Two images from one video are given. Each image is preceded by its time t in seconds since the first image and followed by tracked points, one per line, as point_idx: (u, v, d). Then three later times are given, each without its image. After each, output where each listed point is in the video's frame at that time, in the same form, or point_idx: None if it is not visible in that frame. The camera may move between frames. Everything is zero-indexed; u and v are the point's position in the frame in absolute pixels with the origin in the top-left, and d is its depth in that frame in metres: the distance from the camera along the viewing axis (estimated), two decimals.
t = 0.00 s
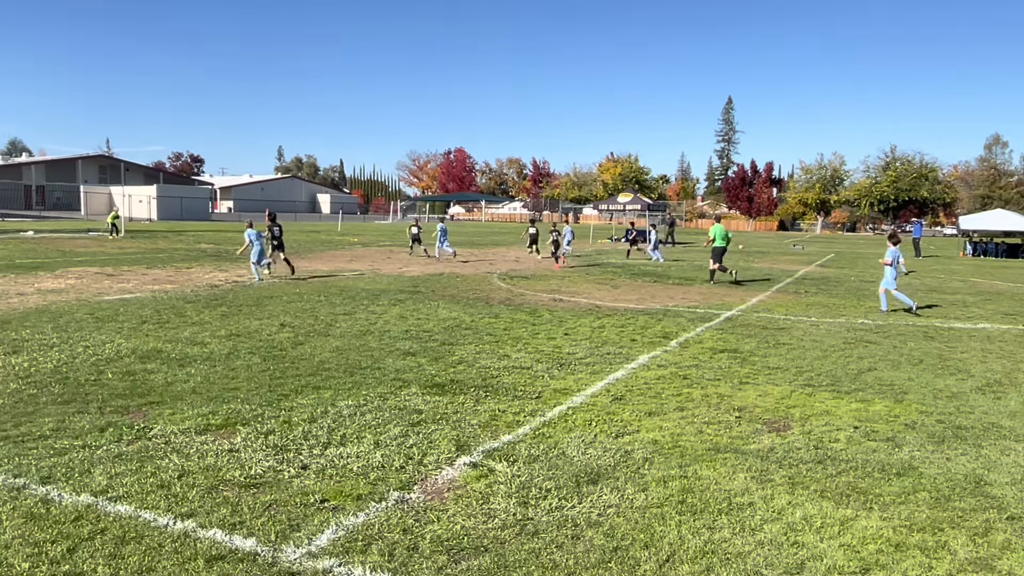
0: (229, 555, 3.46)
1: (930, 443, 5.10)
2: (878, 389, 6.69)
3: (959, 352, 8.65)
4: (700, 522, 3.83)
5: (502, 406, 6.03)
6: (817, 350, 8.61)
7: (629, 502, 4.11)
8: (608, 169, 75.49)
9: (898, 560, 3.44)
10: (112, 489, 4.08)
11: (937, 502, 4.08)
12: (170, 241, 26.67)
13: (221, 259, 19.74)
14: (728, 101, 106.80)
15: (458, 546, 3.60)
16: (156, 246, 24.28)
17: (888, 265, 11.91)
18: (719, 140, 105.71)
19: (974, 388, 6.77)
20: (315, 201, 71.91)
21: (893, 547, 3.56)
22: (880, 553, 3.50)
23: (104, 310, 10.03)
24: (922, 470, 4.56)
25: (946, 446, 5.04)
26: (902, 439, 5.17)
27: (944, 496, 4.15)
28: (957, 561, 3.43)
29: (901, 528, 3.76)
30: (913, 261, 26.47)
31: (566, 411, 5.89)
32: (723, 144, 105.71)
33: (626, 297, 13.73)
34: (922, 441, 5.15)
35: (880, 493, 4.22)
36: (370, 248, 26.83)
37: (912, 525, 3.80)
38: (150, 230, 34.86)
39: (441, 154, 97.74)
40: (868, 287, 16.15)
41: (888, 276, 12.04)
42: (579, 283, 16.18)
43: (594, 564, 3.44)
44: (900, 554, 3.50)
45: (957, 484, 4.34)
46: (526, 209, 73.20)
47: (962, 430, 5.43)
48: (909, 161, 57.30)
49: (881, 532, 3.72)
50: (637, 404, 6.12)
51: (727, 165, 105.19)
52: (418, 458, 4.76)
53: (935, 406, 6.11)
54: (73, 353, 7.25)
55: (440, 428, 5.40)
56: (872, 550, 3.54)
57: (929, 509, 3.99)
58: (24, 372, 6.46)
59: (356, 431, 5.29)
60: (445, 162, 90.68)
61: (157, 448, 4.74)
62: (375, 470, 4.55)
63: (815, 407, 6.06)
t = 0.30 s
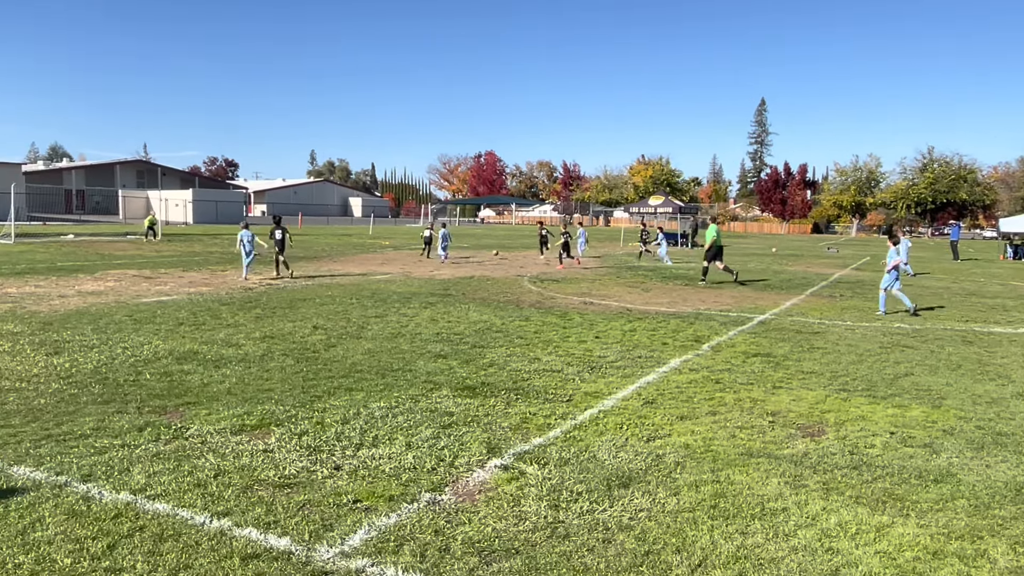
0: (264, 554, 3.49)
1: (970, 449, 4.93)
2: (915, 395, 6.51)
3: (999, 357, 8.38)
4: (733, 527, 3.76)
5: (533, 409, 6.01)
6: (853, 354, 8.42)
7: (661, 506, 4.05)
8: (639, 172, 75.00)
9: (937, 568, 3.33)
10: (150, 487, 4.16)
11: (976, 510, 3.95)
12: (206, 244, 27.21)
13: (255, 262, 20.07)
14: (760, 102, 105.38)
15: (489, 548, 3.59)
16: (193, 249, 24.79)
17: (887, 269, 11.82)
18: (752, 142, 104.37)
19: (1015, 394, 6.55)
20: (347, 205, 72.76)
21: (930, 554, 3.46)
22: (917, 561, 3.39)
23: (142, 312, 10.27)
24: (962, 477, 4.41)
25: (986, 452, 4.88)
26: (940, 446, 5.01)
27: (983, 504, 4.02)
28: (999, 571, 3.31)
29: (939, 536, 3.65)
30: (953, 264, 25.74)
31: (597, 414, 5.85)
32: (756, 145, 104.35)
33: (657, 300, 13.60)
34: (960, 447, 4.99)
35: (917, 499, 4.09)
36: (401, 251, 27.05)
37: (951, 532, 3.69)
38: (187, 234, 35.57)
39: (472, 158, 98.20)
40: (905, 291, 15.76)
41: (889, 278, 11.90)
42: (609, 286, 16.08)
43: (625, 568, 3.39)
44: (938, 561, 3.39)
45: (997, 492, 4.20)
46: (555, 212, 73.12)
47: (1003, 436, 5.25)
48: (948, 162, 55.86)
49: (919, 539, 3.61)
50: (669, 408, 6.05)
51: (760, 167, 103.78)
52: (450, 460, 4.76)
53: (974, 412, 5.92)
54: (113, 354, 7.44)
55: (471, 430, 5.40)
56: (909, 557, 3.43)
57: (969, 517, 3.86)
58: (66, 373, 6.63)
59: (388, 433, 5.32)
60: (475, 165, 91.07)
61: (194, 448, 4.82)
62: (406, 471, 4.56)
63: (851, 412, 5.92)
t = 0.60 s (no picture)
0: (283, 553, 3.51)
1: (994, 455, 4.83)
2: (938, 399, 6.39)
3: None
4: (752, 532, 3.72)
5: (551, 411, 5.99)
6: (875, 358, 8.29)
7: (680, 509, 4.01)
8: (658, 173, 74.62)
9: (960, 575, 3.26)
10: (171, 486, 4.21)
11: (1000, 516, 3.86)
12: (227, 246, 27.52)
13: (276, 264, 20.26)
14: (781, 104, 104.39)
15: (507, 550, 3.58)
16: (215, 251, 25.10)
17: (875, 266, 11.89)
18: (773, 143, 103.49)
19: None
20: (366, 207, 73.18)
21: (953, 561, 3.39)
22: (940, 567, 3.33)
23: (164, 313, 10.41)
24: (986, 483, 4.32)
25: (1010, 458, 4.78)
26: (964, 451, 4.91)
27: (1008, 511, 3.93)
28: None
29: (962, 542, 3.57)
30: (978, 267, 25.27)
31: (616, 417, 5.81)
32: (777, 146, 103.42)
33: (676, 303, 13.50)
34: (984, 453, 4.89)
35: (940, 505, 4.02)
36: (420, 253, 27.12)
37: (974, 539, 3.61)
38: (209, 236, 36.03)
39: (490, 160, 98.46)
40: (928, 294, 15.50)
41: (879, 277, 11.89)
42: (628, 289, 16.00)
43: (644, 571, 3.36)
44: (961, 568, 3.32)
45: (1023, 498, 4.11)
46: (573, 214, 73.02)
47: None
48: (972, 164, 54.96)
49: (942, 545, 3.54)
50: (688, 411, 6.00)
51: (781, 169, 102.80)
52: (468, 462, 4.76)
53: (999, 417, 5.80)
54: (135, 355, 7.53)
55: (489, 432, 5.40)
56: (932, 563, 3.37)
57: (992, 523, 3.78)
58: (89, 373, 6.73)
59: (406, 434, 5.33)
60: (493, 168, 91.29)
61: (215, 448, 4.87)
62: (424, 473, 4.56)
63: (872, 416, 5.83)
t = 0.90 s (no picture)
0: (286, 553, 3.52)
1: (999, 458, 4.81)
2: (943, 402, 6.36)
3: None
4: (756, 534, 3.70)
5: (554, 412, 5.98)
6: (879, 360, 8.26)
7: (683, 511, 4.00)
8: (662, 174, 74.49)
9: None
10: (175, 486, 4.22)
11: (1005, 519, 3.84)
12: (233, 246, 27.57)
13: (281, 264, 20.30)
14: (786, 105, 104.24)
15: (510, 551, 3.57)
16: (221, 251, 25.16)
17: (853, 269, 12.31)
18: (778, 144, 103.35)
19: None
20: (371, 207, 73.31)
21: (958, 564, 3.37)
22: (945, 570, 3.31)
23: (169, 313, 10.45)
24: (991, 486, 4.30)
25: (1016, 461, 4.76)
26: (969, 454, 4.89)
27: (1013, 513, 3.91)
28: None
29: (967, 545, 3.55)
30: (984, 269, 25.19)
31: (620, 418, 5.81)
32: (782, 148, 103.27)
33: (680, 304, 13.48)
34: (989, 455, 4.86)
35: (945, 507, 4.00)
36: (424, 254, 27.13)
37: (978, 542, 3.59)
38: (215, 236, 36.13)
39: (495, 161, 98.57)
40: (934, 296, 15.44)
41: (853, 277, 12.27)
42: (632, 290, 15.99)
43: (646, 573, 3.36)
44: (965, 571, 3.31)
45: None
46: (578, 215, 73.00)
47: None
48: (978, 166, 54.78)
49: (946, 548, 3.52)
50: (692, 413, 5.99)
51: (786, 170, 102.60)
52: (471, 463, 4.76)
53: (1004, 420, 5.77)
54: (140, 354, 7.55)
55: (493, 433, 5.40)
56: (936, 566, 3.35)
57: (997, 526, 3.76)
58: (94, 373, 6.75)
59: (410, 434, 5.33)
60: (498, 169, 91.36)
61: (219, 447, 4.88)
62: (428, 473, 4.57)
63: (877, 418, 5.81)
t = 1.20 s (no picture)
0: (279, 552, 3.51)
1: (990, 457, 4.85)
2: (935, 402, 6.40)
3: (1022, 365, 8.22)
4: (749, 533, 3.72)
5: (548, 412, 5.99)
6: (871, 360, 8.30)
7: (676, 510, 4.02)
8: (657, 174, 74.66)
9: None
10: (168, 485, 4.20)
11: (997, 519, 3.87)
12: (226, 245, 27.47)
13: (274, 262, 20.23)
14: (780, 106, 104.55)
15: (503, 550, 3.58)
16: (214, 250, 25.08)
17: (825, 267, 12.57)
18: (772, 145, 103.65)
19: None
20: (365, 206, 73.19)
21: (950, 564, 3.39)
22: (937, 570, 3.34)
23: (161, 311, 10.40)
24: (982, 486, 4.33)
25: (1007, 461, 4.79)
26: (960, 454, 4.92)
27: (1004, 513, 3.94)
28: None
29: (958, 545, 3.58)
30: (976, 270, 25.31)
31: (613, 417, 5.82)
32: (776, 148, 103.59)
33: (674, 304, 13.50)
34: (981, 455, 4.90)
35: (936, 508, 4.02)
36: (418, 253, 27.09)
37: (970, 541, 3.62)
38: (208, 234, 35.99)
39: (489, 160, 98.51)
40: (926, 297, 15.52)
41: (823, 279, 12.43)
42: (626, 289, 16.01)
43: (640, 572, 3.37)
44: (957, 571, 3.33)
45: (1019, 501, 4.12)
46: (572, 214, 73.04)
47: None
48: (970, 167, 55.07)
49: (938, 548, 3.55)
50: (686, 412, 6.00)
51: (780, 171, 102.93)
52: (465, 462, 4.76)
53: (995, 420, 5.81)
54: (132, 353, 7.51)
55: (487, 432, 5.40)
56: (928, 566, 3.37)
57: (989, 526, 3.79)
58: (86, 371, 6.72)
59: (404, 433, 5.33)
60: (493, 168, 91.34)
61: (211, 446, 4.86)
62: (421, 473, 4.56)
63: (869, 418, 5.84)
